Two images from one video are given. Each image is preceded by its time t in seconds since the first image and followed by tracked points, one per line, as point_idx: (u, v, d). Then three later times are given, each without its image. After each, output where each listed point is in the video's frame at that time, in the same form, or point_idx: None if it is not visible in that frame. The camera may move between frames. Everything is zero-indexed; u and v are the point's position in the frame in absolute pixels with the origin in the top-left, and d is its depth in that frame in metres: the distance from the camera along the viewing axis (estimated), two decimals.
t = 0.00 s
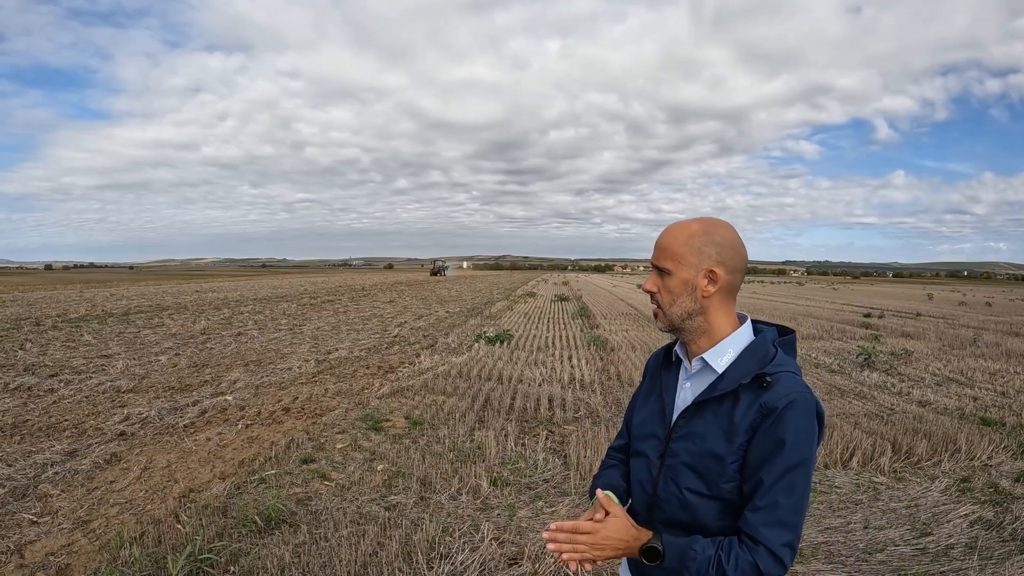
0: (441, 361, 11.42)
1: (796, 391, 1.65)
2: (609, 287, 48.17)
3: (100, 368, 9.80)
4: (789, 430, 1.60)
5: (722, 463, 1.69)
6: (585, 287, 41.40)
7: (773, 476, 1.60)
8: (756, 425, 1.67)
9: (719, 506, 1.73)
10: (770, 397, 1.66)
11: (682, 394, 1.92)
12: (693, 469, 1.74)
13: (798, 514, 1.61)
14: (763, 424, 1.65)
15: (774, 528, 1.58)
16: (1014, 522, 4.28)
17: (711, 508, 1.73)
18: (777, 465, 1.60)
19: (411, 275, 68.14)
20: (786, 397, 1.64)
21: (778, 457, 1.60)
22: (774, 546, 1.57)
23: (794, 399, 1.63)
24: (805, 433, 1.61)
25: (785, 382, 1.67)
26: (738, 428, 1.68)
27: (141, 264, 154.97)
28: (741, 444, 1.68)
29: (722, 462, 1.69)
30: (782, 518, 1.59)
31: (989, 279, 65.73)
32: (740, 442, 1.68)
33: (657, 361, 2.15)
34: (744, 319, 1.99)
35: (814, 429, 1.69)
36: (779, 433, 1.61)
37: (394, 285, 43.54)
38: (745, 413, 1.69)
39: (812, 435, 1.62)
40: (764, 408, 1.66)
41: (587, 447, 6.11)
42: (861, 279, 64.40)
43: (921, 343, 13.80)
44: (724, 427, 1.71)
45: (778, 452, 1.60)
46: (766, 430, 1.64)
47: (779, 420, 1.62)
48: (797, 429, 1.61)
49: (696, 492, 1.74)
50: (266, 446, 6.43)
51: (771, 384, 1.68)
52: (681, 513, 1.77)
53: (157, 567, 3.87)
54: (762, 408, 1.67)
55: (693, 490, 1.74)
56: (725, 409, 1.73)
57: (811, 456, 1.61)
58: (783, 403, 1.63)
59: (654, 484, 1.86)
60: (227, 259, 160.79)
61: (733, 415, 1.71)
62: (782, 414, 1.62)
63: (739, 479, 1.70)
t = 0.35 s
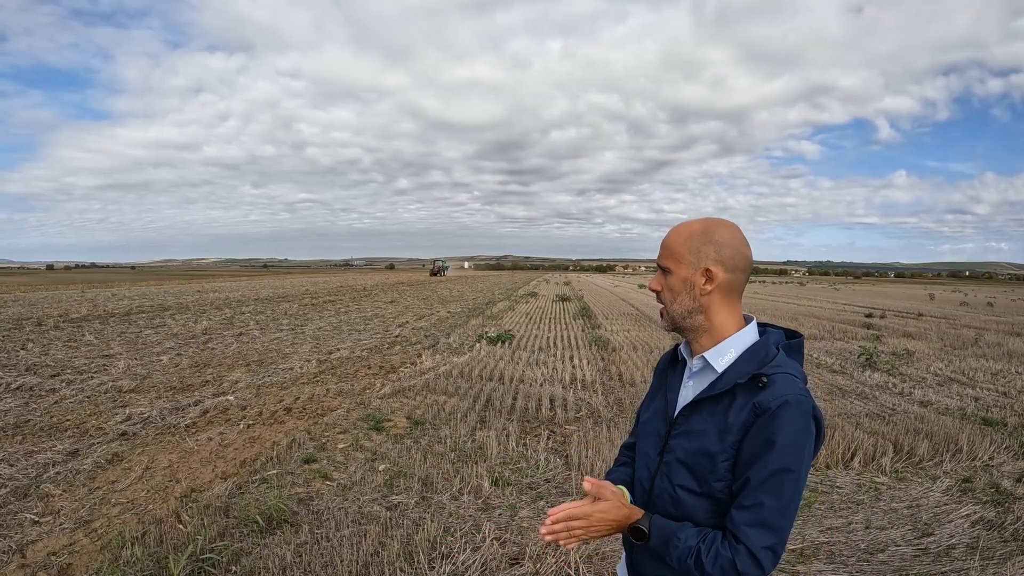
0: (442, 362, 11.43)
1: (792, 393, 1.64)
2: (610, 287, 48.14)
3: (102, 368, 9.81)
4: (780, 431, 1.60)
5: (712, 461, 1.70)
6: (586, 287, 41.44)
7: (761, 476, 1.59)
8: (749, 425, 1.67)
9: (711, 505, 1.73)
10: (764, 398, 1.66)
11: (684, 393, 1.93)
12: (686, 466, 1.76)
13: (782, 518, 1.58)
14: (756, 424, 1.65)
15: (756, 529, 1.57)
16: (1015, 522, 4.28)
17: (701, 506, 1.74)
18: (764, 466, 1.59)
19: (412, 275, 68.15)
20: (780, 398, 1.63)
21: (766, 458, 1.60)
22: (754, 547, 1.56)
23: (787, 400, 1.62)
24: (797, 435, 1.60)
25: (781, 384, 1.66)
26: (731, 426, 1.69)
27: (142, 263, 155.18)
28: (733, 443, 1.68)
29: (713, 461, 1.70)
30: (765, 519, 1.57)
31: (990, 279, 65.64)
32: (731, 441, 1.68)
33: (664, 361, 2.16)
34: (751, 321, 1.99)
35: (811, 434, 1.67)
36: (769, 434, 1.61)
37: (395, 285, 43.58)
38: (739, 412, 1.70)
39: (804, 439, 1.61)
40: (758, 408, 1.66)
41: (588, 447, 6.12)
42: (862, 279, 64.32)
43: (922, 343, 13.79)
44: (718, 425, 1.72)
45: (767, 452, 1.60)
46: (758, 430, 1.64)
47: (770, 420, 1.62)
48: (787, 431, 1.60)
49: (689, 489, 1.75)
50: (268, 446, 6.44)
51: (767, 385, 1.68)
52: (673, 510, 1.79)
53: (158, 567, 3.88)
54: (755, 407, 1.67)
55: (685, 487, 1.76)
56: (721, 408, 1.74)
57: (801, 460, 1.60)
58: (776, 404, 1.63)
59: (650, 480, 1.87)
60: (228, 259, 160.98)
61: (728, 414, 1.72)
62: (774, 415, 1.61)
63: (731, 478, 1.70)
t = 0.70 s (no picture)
0: (443, 362, 11.44)
1: (807, 389, 1.69)
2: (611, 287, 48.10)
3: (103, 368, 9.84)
4: (800, 426, 1.62)
5: (730, 462, 1.70)
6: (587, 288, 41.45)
7: (781, 467, 1.60)
8: (767, 422, 1.69)
9: (726, 505, 1.74)
10: (781, 395, 1.68)
11: (691, 395, 1.92)
12: (701, 469, 1.75)
13: (800, 505, 1.57)
14: (774, 421, 1.67)
15: (776, 518, 1.57)
16: (1016, 522, 4.28)
17: (717, 507, 1.75)
18: (784, 457, 1.60)
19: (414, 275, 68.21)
20: (798, 395, 1.66)
21: (786, 450, 1.61)
22: (773, 534, 1.55)
23: (804, 396, 1.66)
24: (815, 430, 1.63)
25: (796, 381, 1.70)
26: (748, 425, 1.70)
27: (144, 263, 155.48)
28: (751, 441, 1.69)
29: (730, 460, 1.70)
30: (783, 507, 1.57)
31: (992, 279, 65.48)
32: (749, 439, 1.69)
33: (660, 362, 2.15)
34: (751, 321, 2.02)
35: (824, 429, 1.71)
36: (789, 429, 1.63)
37: (397, 285, 43.64)
38: (756, 411, 1.70)
39: (821, 432, 1.64)
40: (776, 406, 1.68)
41: (590, 447, 6.12)
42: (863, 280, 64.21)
43: (923, 343, 13.76)
44: (734, 425, 1.72)
45: (786, 445, 1.62)
46: (776, 425, 1.66)
47: (790, 415, 1.64)
48: (806, 425, 1.63)
49: (704, 491, 1.75)
50: (269, 446, 6.45)
51: (783, 383, 1.70)
52: (687, 513, 1.78)
53: (159, 567, 3.89)
54: (773, 406, 1.68)
55: (701, 490, 1.75)
56: (736, 409, 1.74)
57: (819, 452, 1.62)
58: (794, 401, 1.65)
59: (660, 484, 1.86)
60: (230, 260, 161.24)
61: (744, 414, 1.72)
62: (793, 410, 1.64)
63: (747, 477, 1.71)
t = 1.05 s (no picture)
0: (445, 362, 11.45)
1: (812, 380, 1.73)
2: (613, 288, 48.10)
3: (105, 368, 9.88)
4: (811, 414, 1.65)
5: (743, 458, 1.71)
6: (589, 289, 41.52)
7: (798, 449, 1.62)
8: (778, 415, 1.70)
9: (739, 502, 1.76)
10: (790, 389, 1.71)
11: (697, 396, 1.93)
12: (713, 467, 1.75)
13: (821, 481, 1.60)
14: (785, 413, 1.69)
15: (799, 497, 1.58)
16: (1017, 523, 4.27)
17: (731, 506, 1.76)
18: (802, 441, 1.62)
19: (415, 275, 68.25)
20: (806, 388, 1.70)
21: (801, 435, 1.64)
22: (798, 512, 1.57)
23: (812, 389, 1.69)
24: (826, 417, 1.67)
25: (803, 374, 1.73)
26: (759, 421, 1.71)
27: (147, 263, 155.90)
28: (762, 435, 1.70)
29: (743, 456, 1.71)
30: (806, 485, 1.59)
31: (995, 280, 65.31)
32: (761, 433, 1.70)
33: (659, 365, 2.14)
34: (754, 319, 2.03)
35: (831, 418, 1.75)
36: (802, 419, 1.66)
37: (399, 286, 43.81)
38: (766, 406, 1.72)
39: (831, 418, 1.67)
40: (786, 400, 1.70)
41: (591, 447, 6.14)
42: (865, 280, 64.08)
43: (925, 344, 13.72)
44: (744, 422, 1.73)
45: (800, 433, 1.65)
46: (788, 415, 1.68)
47: (801, 404, 1.67)
48: (817, 410, 1.67)
49: (716, 490, 1.76)
50: (271, 446, 6.47)
51: (791, 378, 1.72)
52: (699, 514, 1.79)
53: (161, 567, 3.90)
54: (783, 401, 1.70)
55: (717, 493, 1.76)
56: (746, 408, 1.74)
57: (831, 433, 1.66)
58: (803, 393, 1.69)
59: (669, 487, 1.85)
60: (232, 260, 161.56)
61: (754, 412, 1.73)
62: (805, 401, 1.67)
63: (759, 471, 1.73)
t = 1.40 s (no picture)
0: (446, 362, 11.47)
1: (820, 386, 1.73)
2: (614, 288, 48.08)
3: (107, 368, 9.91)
4: (828, 425, 1.65)
5: (752, 464, 1.70)
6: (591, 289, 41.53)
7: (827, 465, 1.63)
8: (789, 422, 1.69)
9: (743, 506, 1.74)
10: (798, 394, 1.71)
11: (699, 399, 1.94)
12: (718, 472, 1.75)
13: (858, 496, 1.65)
14: (798, 421, 1.68)
15: (846, 513, 1.60)
16: (1019, 523, 4.28)
17: (735, 511, 1.74)
18: (829, 457, 1.63)
19: (417, 275, 68.30)
20: (813, 393, 1.70)
21: (826, 451, 1.63)
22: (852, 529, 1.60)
23: (820, 395, 1.70)
24: (840, 427, 1.67)
25: (808, 379, 1.74)
26: (768, 427, 1.70)
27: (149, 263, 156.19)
28: (772, 443, 1.69)
29: (752, 463, 1.70)
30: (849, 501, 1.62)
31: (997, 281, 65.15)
32: (770, 440, 1.69)
33: (659, 370, 2.15)
34: (752, 320, 2.05)
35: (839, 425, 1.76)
36: (813, 426, 1.66)
37: (401, 286, 43.88)
38: (774, 411, 1.72)
39: (844, 427, 1.68)
40: (795, 406, 1.70)
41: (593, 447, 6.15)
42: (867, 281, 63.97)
43: (926, 344, 13.70)
44: (750, 426, 1.73)
45: (815, 439, 1.64)
46: (799, 423, 1.67)
47: (815, 413, 1.67)
48: (834, 422, 1.67)
49: (720, 494, 1.75)
50: (273, 446, 6.49)
51: (795, 382, 1.73)
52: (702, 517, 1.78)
53: (164, 566, 3.92)
54: (791, 407, 1.70)
55: (720, 493, 1.75)
56: (750, 411, 1.75)
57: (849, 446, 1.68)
58: (811, 398, 1.69)
59: (673, 490, 1.86)
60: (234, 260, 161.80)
61: (761, 416, 1.73)
62: (816, 409, 1.67)
63: (767, 477, 1.71)
